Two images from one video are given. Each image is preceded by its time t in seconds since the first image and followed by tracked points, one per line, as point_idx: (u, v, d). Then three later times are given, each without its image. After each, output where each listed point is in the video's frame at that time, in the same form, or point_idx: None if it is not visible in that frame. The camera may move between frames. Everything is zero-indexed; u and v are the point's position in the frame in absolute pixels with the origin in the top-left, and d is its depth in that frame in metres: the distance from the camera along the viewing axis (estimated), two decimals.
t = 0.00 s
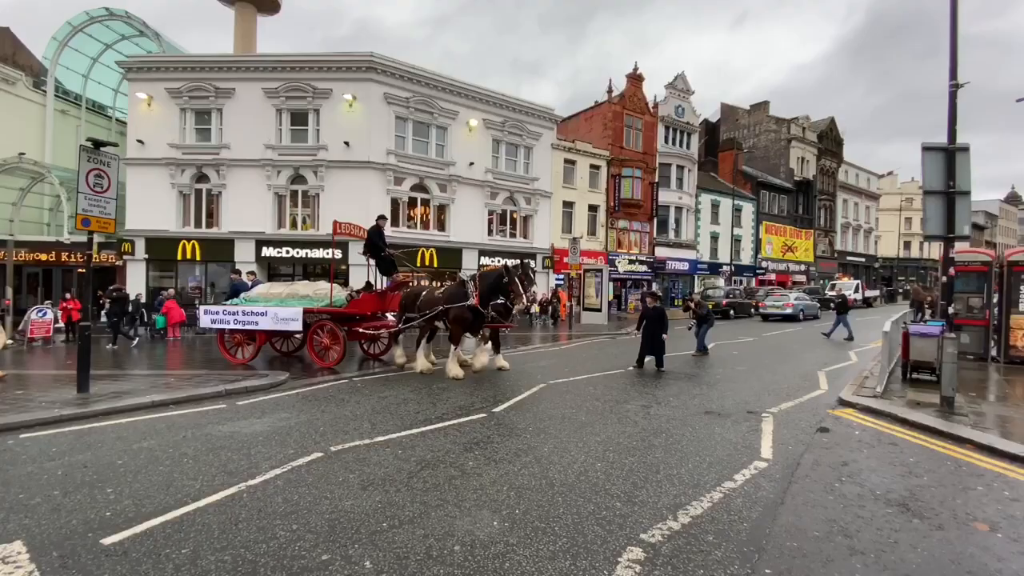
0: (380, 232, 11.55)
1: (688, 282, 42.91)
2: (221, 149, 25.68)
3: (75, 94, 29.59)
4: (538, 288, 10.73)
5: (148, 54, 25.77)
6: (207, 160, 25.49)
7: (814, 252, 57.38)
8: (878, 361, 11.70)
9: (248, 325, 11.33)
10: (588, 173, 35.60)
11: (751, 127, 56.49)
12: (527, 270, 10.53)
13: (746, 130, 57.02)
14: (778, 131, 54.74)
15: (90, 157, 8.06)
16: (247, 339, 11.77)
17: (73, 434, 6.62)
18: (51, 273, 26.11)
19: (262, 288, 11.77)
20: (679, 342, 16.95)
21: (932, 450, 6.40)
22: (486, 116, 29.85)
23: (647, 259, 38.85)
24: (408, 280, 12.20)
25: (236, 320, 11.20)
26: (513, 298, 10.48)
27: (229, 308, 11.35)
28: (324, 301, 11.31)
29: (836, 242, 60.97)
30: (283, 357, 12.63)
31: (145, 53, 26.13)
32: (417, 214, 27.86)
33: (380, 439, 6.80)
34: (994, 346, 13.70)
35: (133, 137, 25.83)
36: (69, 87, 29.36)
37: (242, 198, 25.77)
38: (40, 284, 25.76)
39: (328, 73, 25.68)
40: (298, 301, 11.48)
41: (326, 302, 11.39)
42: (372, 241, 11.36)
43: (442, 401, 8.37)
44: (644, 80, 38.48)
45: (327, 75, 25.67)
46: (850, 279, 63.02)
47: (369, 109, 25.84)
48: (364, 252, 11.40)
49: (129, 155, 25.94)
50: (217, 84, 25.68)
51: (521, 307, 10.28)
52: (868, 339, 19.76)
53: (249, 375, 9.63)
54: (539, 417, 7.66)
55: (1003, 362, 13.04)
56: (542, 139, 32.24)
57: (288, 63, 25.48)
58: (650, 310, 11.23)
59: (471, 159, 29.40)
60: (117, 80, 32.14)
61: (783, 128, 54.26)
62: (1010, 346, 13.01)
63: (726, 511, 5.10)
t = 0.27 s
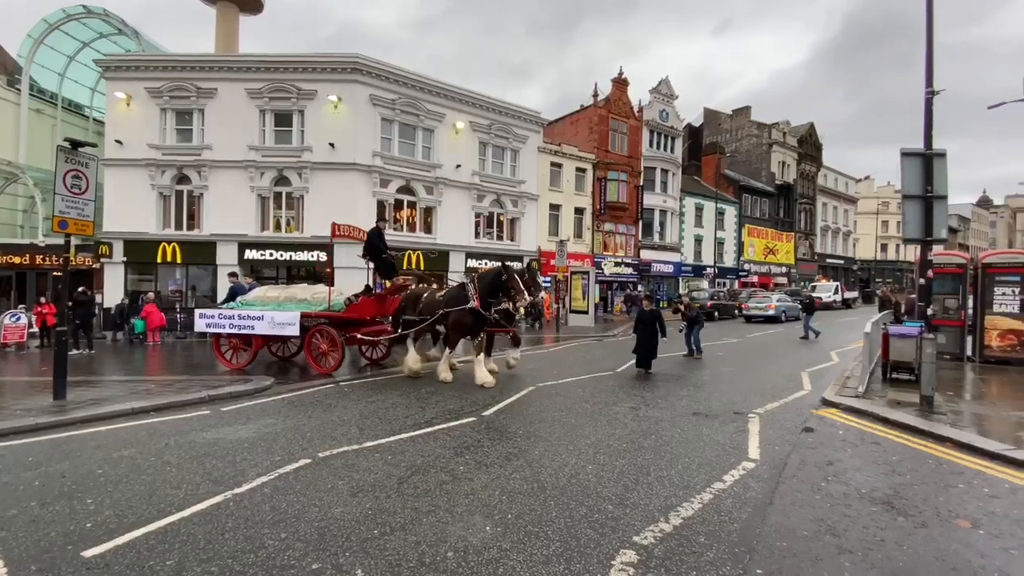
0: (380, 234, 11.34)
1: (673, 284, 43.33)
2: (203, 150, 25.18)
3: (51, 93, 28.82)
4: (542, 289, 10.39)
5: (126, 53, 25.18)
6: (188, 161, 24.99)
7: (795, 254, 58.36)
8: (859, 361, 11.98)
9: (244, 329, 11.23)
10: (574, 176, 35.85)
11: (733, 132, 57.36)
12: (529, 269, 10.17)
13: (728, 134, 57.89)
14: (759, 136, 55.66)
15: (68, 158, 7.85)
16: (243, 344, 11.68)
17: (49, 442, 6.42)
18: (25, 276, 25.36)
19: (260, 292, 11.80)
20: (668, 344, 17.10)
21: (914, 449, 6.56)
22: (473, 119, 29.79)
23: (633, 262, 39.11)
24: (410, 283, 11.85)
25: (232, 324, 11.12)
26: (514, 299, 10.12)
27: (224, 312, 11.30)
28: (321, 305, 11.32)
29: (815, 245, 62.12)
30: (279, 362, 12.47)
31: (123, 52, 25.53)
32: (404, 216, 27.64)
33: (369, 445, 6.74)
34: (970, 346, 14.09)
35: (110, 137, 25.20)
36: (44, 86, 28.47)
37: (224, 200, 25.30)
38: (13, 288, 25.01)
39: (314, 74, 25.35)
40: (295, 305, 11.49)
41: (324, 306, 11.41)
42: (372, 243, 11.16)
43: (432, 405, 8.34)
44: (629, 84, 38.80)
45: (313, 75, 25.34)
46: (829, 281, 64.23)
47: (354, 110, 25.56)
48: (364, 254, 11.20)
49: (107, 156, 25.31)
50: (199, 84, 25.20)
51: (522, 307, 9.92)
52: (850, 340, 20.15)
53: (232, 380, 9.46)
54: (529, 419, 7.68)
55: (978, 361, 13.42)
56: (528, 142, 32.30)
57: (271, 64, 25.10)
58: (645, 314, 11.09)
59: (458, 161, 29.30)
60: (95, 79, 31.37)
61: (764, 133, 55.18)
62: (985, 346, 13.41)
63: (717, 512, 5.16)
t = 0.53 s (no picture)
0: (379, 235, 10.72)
1: (658, 285, 43.75)
2: (183, 149, 24.66)
3: (25, 91, 27.99)
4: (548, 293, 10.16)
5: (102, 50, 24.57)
6: (167, 161, 24.46)
7: (776, 255, 59.31)
8: (839, 359, 12.23)
9: (240, 332, 10.98)
10: (560, 177, 36.00)
11: (716, 134, 58.16)
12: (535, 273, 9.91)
13: (711, 137, 58.68)
14: (740, 138, 56.50)
15: (42, 157, 7.61)
16: (238, 348, 11.41)
17: (24, 450, 6.22)
18: None
19: (255, 294, 11.52)
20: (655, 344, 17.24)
21: (895, 446, 6.72)
22: (458, 120, 29.70)
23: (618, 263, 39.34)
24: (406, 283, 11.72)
25: (226, 327, 10.88)
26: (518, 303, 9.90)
27: (219, 315, 11.05)
28: (319, 309, 11.00)
29: (795, 245, 63.21)
30: (275, 366, 12.14)
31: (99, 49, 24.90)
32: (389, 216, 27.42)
33: (357, 449, 6.68)
34: (945, 344, 14.49)
35: (86, 135, 24.55)
36: (18, 84, 27.57)
37: (205, 200, 24.81)
38: None
39: (297, 73, 25.02)
40: (291, 307, 11.16)
41: (321, 309, 11.11)
42: (371, 245, 10.56)
43: (419, 407, 8.30)
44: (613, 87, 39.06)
45: (296, 75, 25.01)
46: (809, 281, 65.38)
47: (338, 110, 25.24)
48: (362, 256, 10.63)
49: (82, 155, 24.66)
50: (179, 83, 24.69)
51: (526, 312, 9.70)
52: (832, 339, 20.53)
53: (213, 385, 9.28)
54: (517, 421, 7.68)
55: (954, 358, 13.81)
56: (514, 144, 32.33)
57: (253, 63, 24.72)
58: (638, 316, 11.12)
59: (443, 161, 29.15)
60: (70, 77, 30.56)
61: (746, 136, 56.04)
62: (960, 345, 13.73)
63: (706, 510, 5.22)
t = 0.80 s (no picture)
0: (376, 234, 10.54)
1: (642, 284, 44.16)
2: (161, 147, 24.14)
3: None
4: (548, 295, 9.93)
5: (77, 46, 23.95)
6: (144, 159, 23.91)
7: (757, 255, 60.21)
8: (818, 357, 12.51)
9: (234, 334, 10.70)
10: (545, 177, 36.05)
11: (698, 136, 58.86)
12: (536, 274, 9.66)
13: (693, 138, 59.37)
14: (722, 140, 57.25)
15: (15, 155, 7.40)
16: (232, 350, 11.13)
17: None
18: None
19: (250, 294, 11.13)
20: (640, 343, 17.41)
21: (873, 441, 6.91)
22: (444, 120, 29.59)
23: (603, 263, 39.58)
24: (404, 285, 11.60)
25: (220, 329, 10.64)
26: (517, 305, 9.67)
27: (213, 317, 10.82)
28: (316, 310, 10.62)
29: (776, 246, 64.26)
30: (271, 369, 11.85)
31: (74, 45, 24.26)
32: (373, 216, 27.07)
33: (342, 452, 6.62)
34: (920, 341, 14.88)
35: (59, 133, 23.91)
36: None
37: (184, 199, 24.31)
38: None
39: (279, 71, 24.67)
40: (288, 309, 10.77)
41: (319, 311, 10.73)
42: (368, 245, 10.38)
43: (406, 409, 8.28)
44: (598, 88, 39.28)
45: (277, 73, 24.66)
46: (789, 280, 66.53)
47: (321, 108, 24.93)
48: (359, 257, 10.47)
49: (55, 153, 24.00)
50: (156, 80, 24.15)
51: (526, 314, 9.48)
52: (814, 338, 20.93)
53: (194, 388, 9.11)
54: (504, 421, 7.70)
55: (929, 355, 14.17)
56: (499, 144, 32.35)
57: (234, 60, 24.32)
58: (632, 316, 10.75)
59: (429, 161, 29.00)
60: (43, 73, 29.78)
61: (727, 138, 56.79)
62: (935, 341, 14.11)
63: (693, 508, 5.28)
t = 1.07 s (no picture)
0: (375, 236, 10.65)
1: (626, 284, 44.53)
2: (138, 144, 23.58)
3: None
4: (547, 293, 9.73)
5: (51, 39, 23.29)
6: (120, 156, 23.33)
7: (739, 254, 61.06)
8: (798, 354, 12.78)
9: (229, 335, 10.50)
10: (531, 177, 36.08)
11: (681, 137, 59.49)
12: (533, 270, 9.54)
13: (677, 139, 59.98)
14: (705, 141, 57.93)
15: None
16: (227, 351, 10.93)
17: None
18: None
19: (246, 294, 10.92)
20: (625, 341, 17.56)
21: (852, 437, 7.07)
22: (429, 118, 29.43)
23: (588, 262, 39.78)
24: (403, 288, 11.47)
25: (214, 330, 10.45)
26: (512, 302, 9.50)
27: (207, 317, 10.64)
28: (313, 311, 10.36)
29: (756, 245, 65.24)
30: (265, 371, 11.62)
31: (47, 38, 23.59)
32: (358, 215, 26.77)
33: (327, 454, 6.56)
34: (896, 338, 15.25)
35: (32, 129, 23.21)
36: None
37: (161, 197, 23.77)
38: None
39: (260, 68, 24.28)
40: (283, 309, 10.54)
41: (315, 311, 10.48)
42: (367, 245, 10.45)
43: (392, 410, 8.25)
44: (582, 88, 39.45)
45: (259, 69, 24.26)
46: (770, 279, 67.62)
47: (303, 105, 24.58)
48: (359, 257, 10.51)
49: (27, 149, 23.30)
50: (133, 75, 23.57)
51: (522, 311, 9.27)
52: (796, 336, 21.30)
53: (173, 390, 8.95)
54: (491, 421, 7.70)
55: (904, 352, 14.53)
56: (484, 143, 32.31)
57: (214, 55, 23.84)
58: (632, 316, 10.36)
59: (414, 160, 28.81)
60: (15, 67, 28.95)
61: (710, 139, 57.47)
62: (910, 338, 14.47)
63: (678, 504, 5.34)
